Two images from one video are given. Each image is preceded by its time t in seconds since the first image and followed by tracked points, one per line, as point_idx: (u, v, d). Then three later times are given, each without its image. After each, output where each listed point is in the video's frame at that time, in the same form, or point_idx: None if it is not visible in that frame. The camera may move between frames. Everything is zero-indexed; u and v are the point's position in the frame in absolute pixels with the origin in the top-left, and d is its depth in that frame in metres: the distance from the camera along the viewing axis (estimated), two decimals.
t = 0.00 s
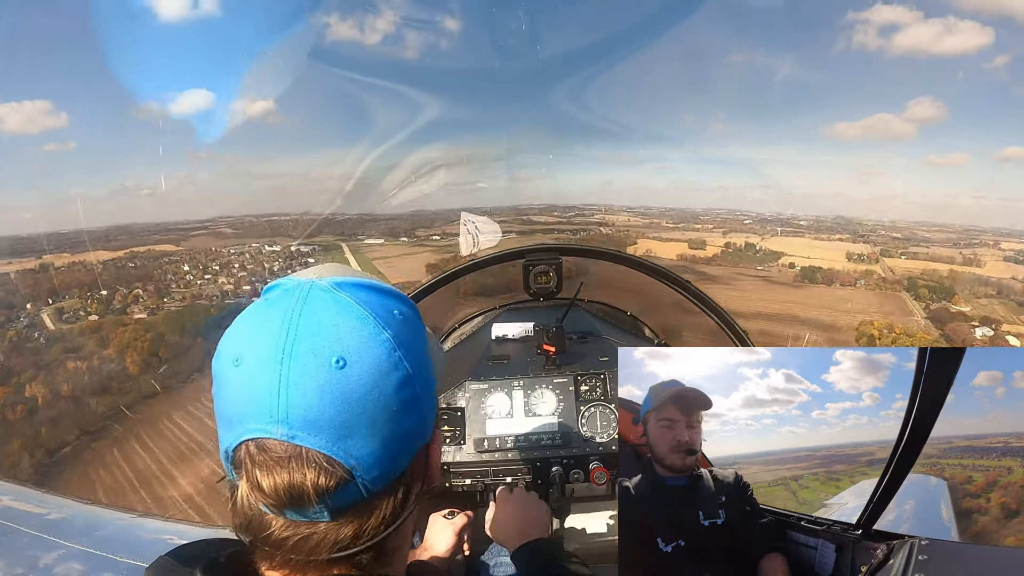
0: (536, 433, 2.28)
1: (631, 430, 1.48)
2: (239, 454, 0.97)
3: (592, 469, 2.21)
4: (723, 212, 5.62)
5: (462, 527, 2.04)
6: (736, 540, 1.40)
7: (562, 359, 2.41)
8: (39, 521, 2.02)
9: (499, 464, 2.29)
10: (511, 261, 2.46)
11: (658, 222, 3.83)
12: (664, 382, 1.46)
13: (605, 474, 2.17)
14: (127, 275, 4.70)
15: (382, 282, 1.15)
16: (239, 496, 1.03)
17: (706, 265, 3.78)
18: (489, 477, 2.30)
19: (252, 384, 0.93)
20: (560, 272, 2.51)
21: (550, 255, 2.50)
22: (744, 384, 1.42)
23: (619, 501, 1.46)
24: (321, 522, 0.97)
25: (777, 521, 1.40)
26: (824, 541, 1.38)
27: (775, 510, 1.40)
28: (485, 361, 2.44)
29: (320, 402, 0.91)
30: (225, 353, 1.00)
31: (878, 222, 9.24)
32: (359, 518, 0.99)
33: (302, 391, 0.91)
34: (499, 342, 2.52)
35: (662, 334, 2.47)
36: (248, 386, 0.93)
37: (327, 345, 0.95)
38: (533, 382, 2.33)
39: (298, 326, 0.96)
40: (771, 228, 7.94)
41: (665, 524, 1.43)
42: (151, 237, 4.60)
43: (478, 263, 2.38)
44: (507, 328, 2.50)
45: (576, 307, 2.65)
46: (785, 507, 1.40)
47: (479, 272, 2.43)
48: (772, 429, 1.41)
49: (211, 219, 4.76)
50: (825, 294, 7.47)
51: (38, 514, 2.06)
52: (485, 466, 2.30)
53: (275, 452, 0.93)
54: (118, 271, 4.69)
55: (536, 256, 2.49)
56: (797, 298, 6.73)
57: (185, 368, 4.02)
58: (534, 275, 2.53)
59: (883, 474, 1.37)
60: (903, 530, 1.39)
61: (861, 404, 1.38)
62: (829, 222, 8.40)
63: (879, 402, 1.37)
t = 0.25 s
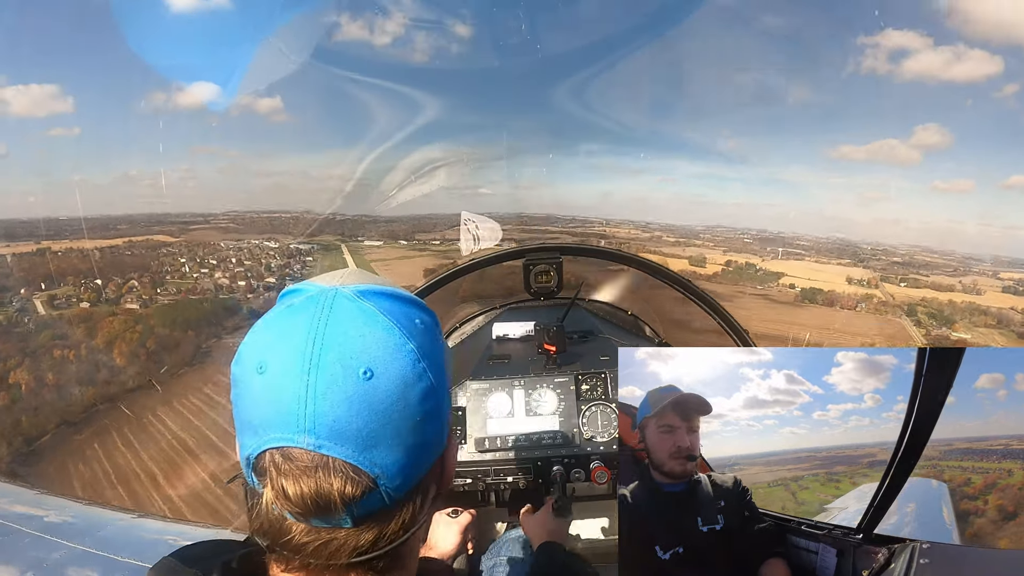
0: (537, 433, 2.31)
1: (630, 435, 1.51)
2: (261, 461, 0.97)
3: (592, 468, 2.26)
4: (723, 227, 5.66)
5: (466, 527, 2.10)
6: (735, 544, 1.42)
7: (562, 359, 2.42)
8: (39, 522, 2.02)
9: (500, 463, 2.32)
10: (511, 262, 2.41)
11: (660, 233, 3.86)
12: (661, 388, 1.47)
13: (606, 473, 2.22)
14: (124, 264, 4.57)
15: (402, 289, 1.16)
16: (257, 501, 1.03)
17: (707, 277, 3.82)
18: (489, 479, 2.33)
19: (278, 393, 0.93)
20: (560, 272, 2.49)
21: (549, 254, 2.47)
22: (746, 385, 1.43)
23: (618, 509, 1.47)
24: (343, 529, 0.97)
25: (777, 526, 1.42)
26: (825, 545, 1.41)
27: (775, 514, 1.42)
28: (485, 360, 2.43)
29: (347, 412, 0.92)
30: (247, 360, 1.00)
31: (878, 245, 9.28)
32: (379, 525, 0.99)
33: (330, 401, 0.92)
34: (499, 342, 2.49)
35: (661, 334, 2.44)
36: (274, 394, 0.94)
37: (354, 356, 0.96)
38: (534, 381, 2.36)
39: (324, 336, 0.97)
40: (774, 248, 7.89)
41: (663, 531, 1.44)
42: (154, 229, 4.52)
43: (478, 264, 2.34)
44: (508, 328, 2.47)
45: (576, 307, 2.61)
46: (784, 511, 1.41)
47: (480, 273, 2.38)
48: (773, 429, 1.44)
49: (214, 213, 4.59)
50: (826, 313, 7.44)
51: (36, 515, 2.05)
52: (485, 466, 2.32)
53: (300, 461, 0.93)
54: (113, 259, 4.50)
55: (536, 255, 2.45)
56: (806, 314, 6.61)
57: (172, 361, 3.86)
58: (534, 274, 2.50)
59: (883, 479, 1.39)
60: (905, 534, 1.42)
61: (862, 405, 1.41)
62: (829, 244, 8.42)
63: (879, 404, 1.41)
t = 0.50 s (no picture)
0: (537, 433, 2.32)
1: (631, 439, 1.50)
2: (273, 462, 0.98)
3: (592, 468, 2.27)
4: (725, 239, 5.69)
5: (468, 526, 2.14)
6: (735, 552, 1.43)
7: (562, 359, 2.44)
8: (39, 522, 2.02)
9: (499, 463, 2.31)
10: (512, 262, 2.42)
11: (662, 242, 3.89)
12: (663, 395, 1.49)
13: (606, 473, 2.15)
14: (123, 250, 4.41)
15: (408, 290, 1.16)
16: (268, 501, 1.03)
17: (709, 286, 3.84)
18: (488, 480, 2.31)
19: (291, 395, 0.94)
20: (560, 272, 2.50)
21: (550, 254, 2.48)
22: (747, 385, 1.46)
23: (619, 519, 1.48)
24: (355, 527, 0.97)
25: (777, 535, 1.43)
26: (824, 555, 1.41)
27: (776, 523, 1.43)
28: (486, 360, 2.46)
29: (361, 414, 0.93)
30: (258, 362, 1.00)
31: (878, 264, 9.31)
32: (390, 522, 1.00)
33: (344, 403, 0.93)
34: (500, 342, 2.52)
35: (661, 334, 2.46)
36: (288, 396, 0.94)
37: (366, 359, 0.97)
38: (534, 381, 2.36)
39: (336, 339, 0.97)
40: (776, 266, 7.87)
41: (664, 539, 1.44)
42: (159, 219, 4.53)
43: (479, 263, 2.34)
44: (508, 328, 2.49)
45: (576, 307, 2.61)
46: (786, 520, 1.43)
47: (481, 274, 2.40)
48: (775, 428, 1.46)
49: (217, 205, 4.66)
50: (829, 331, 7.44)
51: (32, 518, 2.03)
52: (485, 466, 2.31)
53: (315, 462, 0.94)
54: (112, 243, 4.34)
55: (536, 255, 2.46)
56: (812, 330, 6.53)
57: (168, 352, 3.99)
58: (535, 274, 2.51)
59: (884, 485, 1.41)
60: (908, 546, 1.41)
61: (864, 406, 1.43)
62: (830, 263, 8.43)
63: (881, 404, 1.43)
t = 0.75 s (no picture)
0: (536, 433, 2.29)
1: (632, 442, 1.49)
2: (281, 464, 0.96)
3: (591, 468, 2.22)
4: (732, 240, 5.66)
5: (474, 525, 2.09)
6: (735, 556, 1.42)
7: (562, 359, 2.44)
8: (37, 522, 2.01)
9: (497, 463, 2.28)
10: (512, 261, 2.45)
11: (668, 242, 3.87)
12: (665, 398, 1.47)
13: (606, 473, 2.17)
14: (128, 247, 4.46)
15: (417, 290, 1.15)
16: (274, 503, 1.02)
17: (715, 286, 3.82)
18: (487, 480, 2.28)
19: (301, 396, 0.92)
20: (560, 272, 2.49)
21: (549, 254, 2.49)
22: (748, 383, 1.44)
23: (620, 523, 1.46)
24: (363, 531, 0.95)
25: (776, 541, 1.42)
26: (824, 563, 1.41)
27: (774, 529, 1.42)
28: (486, 361, 2.46)
29: (372, 416, 0.92)
30: (267, 362, 0.99)
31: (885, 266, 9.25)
32: (398, 526, 0.99)
33: (355, 405, 0.91)
34: (499, 342, 2.51)
35: (661, 334, 2.47)
36: (297, 398, 0.92)
37: (377, 360, 0.95)
38: (534, 382, 2.35)
39: (347, 340, 0.96)
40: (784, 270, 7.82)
41: (664, 542, 1.43)
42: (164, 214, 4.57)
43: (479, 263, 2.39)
44: (508, 328, 2.49)
45: (576, 308, 2.61)
46: (785, 526, 1.43)
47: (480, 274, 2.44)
48: (776, 427, 1.44)
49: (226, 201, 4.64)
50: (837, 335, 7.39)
51: (30, 518, 2.03)
52: (484, 466, 2.27)
53: (325, 464, 0.92)
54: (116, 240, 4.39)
55: (536, 255, 2.48)
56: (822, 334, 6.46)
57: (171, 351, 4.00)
58: (534, 275, 2.50)
59: (886, 493, 1.41)
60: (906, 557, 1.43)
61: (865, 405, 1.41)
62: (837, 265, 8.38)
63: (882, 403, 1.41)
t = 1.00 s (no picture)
0: (536, 433, 2.29)
1: (629, 438, 1.52)
2: (278, 466, 0.97)
3: (591, 469, 2.24)
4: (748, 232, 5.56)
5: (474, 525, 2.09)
6: (732, 553, 1.40)
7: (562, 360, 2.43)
8: (37, 522, 2.04)
9: (496, 463, 2.29)
10: (512, 262, 2.47)
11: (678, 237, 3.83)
12: (659, 396, 1.51)
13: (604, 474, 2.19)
14: (140, 254, 4.83)
15: (414, 287, 1.15)
16: (272, 504, 1.03)
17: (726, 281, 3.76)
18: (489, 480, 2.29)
19: (295, 399, 0.92)
20: (560, 272, 2.53)
21: (549, 254, 2.51)
22: (749, 381, 1.44)
23: (619, 521, 1.48)
24: (360, 533, 0.96)
25: (774, 539, 1.39)
26: (821, 561, 1.37)
27: (771, 527, 1.39)
28: (485, 361, 2.46)
29: (366, 418, 0.92)
30: (262, 364, 0.99)
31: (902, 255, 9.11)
32: (396, 527, 0.99)
33: (349, 407, 0.91)
34: (499, 342, 2.53)
35: (661, 334, 2.48)
36: (291, 400, 0.93)
37: (372, 361, 0.95)
38: (533, 382, 2.35)
39: (341, 340, 0.96)
40: (795, 258, 7.74)
41: (660, 540, 1.44)
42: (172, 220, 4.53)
43: (478, 263, 2.39)
44: (508, 328, 2.51)
45: (575, 308, 2.65)
46: (784, 524, 1.39)
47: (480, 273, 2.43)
48: (777, 425, 1.43)
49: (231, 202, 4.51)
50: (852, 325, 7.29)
51: (32, 517, 2.06)
52: (483, 466, 2.29)
53: (319, 467, 0.92)
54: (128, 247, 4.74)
55: (535, 256, 2.50)
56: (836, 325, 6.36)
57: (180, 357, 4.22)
58: (534, 275, 2.54)
59: (884, 490, 1.36)
60: (904, 554, 1.39)
61: (865, 402, 1.39)
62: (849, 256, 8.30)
63: (884, 400, 1.38)
